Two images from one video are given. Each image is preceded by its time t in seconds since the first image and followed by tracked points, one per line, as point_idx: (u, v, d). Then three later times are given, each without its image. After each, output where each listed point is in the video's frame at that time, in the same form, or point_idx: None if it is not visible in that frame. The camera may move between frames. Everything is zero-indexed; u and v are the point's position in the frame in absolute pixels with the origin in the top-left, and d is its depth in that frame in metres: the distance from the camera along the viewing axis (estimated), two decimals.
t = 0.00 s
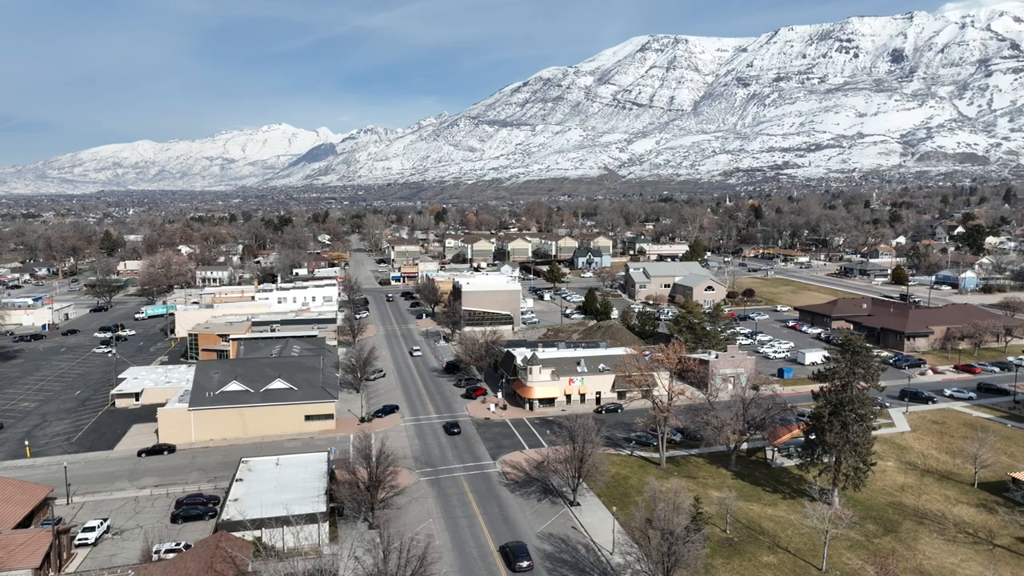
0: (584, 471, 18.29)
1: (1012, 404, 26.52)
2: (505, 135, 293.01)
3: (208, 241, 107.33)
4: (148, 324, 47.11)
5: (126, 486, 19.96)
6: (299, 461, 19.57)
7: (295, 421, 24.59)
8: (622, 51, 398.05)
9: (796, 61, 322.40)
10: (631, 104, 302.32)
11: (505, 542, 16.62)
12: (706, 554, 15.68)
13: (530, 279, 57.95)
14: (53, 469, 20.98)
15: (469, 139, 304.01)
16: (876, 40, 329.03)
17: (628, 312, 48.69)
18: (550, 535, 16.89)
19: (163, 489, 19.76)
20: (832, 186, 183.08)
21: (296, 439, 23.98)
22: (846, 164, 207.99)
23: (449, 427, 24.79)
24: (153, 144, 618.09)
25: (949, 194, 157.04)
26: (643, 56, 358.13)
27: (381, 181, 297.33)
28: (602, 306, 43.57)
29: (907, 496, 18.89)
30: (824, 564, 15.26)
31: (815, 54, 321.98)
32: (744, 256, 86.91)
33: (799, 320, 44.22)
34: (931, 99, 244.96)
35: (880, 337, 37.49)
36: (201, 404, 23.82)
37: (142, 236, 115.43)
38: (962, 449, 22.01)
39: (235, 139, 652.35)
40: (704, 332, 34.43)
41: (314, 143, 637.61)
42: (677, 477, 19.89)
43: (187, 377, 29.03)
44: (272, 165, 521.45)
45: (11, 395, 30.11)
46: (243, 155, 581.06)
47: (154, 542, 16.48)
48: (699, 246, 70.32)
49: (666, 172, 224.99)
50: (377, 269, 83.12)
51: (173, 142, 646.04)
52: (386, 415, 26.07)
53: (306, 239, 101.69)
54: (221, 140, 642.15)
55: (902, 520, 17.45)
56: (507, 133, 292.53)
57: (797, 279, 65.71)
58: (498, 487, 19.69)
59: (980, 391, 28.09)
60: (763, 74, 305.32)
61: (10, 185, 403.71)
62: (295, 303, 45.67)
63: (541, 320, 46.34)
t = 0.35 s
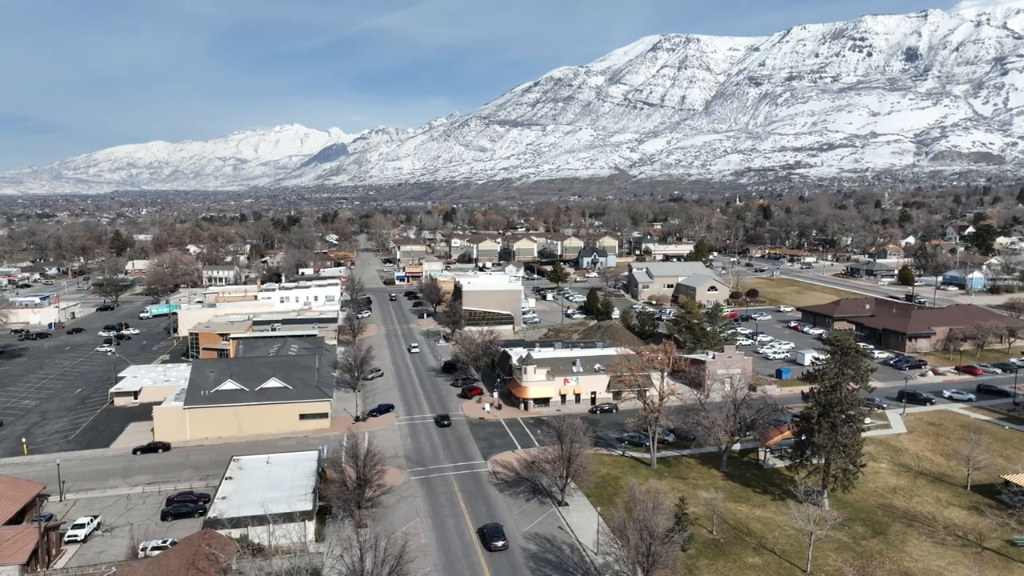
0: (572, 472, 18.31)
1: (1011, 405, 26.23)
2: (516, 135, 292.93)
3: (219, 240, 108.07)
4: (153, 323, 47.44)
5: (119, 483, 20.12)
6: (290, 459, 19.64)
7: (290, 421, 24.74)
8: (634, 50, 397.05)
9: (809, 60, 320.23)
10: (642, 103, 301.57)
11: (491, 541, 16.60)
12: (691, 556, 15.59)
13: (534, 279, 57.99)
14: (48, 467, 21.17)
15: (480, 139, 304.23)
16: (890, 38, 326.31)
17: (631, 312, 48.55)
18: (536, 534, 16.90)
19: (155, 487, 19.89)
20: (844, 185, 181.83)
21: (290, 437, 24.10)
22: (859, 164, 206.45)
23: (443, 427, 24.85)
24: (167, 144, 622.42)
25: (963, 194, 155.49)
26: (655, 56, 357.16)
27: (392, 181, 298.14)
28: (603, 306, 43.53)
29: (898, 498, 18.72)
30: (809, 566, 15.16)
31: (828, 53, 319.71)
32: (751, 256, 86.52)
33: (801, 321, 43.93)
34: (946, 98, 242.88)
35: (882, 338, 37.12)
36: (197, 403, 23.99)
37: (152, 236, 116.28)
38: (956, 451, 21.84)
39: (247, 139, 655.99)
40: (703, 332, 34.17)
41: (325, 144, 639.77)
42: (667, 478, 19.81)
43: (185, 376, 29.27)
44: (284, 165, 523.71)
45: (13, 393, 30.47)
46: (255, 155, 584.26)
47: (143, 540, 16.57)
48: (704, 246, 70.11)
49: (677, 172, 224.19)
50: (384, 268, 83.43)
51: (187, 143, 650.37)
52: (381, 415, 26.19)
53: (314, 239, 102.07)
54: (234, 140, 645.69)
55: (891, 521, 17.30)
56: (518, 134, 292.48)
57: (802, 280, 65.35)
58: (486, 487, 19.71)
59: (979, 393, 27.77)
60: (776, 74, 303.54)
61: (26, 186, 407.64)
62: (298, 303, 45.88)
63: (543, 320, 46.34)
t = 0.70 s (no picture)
0: (559, 471, 18.32)
1: (1011, 407, 25.93)
2: (527, 135, 292.75)
3: (228, 240, 108.66)
4: (157, 322, 47.82)
5: (113, 481, 20.29)
6: (280, 458, 19.74)
7: (284, 420, 24.88)
8: (645, 50, 396.11)
9: (821, 59, 318.08)
10: (654, 103, 300.79)
11: (477, 541, 16.65)
12: (676, 557, 15.56)
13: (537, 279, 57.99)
14: (45, 465, 21.41)
15: (491, 139, 304.32)
16: (904, 37, 323.70)
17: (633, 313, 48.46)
18: (521, 534, 16.93)
19: (149, 485, 20.07)
20: (856, 185, 180.57)
21: (284, 437, 24.23)
22: (872, 164, 205.02)
23: (436, 427, 24.86)
24: (181, 145, 626.48)
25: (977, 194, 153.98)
26: (666, 56, 356.08)
27: (402, 181, 298.88)
28: (604, 306, 43.47)
29: (889, 500, 18.59)
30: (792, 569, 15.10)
31: (841, 52, 317.36)
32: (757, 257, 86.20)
33: (803, 322, 43.65)
34: (961, 97, 240.74)
35: (883, 339, 36.78)
36: (192, 402, 24.17)
37: (162, 235, 117.00)
38: (952, 453, 21.63)
39: (260, 140, 659.35)
40: (702, 332, 33.94)
41: (337, 144, 641.90)
42: (657, 478, 19.75)
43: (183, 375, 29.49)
44: (296, 165, 526.01)
45: (15, 390, 30.82)
46: (268, 155, 587.21)
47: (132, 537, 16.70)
48: (709, 245, 69.85)
49: (688, 172, 223.38)
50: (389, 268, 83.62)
51: (200, 144, 654.62)
52: (376, 414, 26.28)
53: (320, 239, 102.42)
54: (246, 140, 649.20)
55: (879, 524, 17.19)
56: (528, 134, 292.31)
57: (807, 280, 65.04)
58: (476, 486, 19.73)
59: (979, 394, 27.50)
60: (788, 73, 301.70)
61: (43, 186, 411.54)
62: (300, 303, 46.11)
63: (544, 320, 46.35)
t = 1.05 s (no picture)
0: (546, 470, 18.37)
1: (1009, 409, 25.68)
2: (537, 135, 292.35)
3: (236, 239, 109.14)
4: (161, 322, 48.11)
5: (106, 479, 20.48)
6: (271, 457, 19.87)
7: (278, 418, 25.00)
8: (657, 49, 394.94)
9: (834, 58, 316.02)
10: (665, 103, 299.91)
11: (462, 541, 16.67)
12: (659, 557, 15.54)
13: (540, 279, 57.96)
14: (39, 462, 21.57)
15: (501, 139, 304.23)
16: (918, 35, 320.87)
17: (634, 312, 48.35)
18: (507, 534, 16.91)
19: (141, 482, 20.21)
20: (869, 185, 179.19)
21: (278, 435, 24.36)
22: (884, 163, 203.36)
23: (430, 427, 24.93)
24: (194, 146, 630.18)
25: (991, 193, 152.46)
26: (677, 55, 354.82)
27: (413, 181, 299.44)
28: (604, 306, 43.41)
29: (880, 502, 18.44)
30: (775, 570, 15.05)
31: (854, 51, 315.21)
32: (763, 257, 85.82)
33: (805, 322, 43.48)
34: (975, 96, 238.91)
35: (884, 339, 36.49)
36: (187, 400, 24.35)
37: (172, 235, 117.66)
38: (946, 454, 21.42)
39: (272, 140, 662.41)
40: (700, 332, 33.76)
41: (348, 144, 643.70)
42: (646, 479, 19.69)
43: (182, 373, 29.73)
44: (308, 165, 528.09)
45: (17, 389, 31.12)
46: (280, 155, 589.67)
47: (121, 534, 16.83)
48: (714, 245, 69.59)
49: (699, 172, 222.42)
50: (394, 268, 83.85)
51: (213, 145, 658.68)
52: (371, 413, 26.38)
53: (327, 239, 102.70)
54: (258, 140, 652.41)
55: (868, 527, 17.06)
56: (539, 134, 291.97)
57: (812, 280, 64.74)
58: (464, 485, 19.81)
59: (978, 396, 27.25)
60: (800, 72, 299.82)
61: (58, 187, 414.69)
62: (302, 302, 46.31)
63: (545, 320, 46.34)
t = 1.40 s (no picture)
0: (533, 469, 18.39)
1: (1007, 411, 25.42)
2: (548, 135, 291.86)
3: (245, 239, 109.70)
4: (165, 321, 48.52)
5: (100, 476, 20.66)
6: (262, 455, 19.98)
7: (273, 417, 25.12)
8: (668, 48, 393.49)
9: (847, 56, 313.59)
10: (676, 103, 298.80)
11: (447, 540, 16.71)
12: (642, 557, 15.52)
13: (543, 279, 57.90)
14: (36, 460, 21.81)
15: (512, 139, 304.07)
16: (933, 34, 318.09)
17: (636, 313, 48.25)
18: (492, 534, 16.94)
19: (135, 480, 20.41)
20: (881, 185, 177.88)
21: (273, 434, 24.52)
22: (898, 163, 201.80)
23: (424, 426, 24.97)
24: (207, 146, 634.12)
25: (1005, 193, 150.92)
26: (689, 54, 353.35)
27: (424, 181, 300.06)
28: (605, 307, 43.37)
29: (870, 504, 18.32)
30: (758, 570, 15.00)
31: (867, 49, 312.79)
32: (770, 257, 85.37)
33: (807, 323, 43.24)
34: (991, 95, 236.18)
35: (885, 340, 36.21)
36: (183, 399, 24.55)
37: (181, 235, 118.43)
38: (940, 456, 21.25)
39: (284, 141, 665.41)
40: (699, 333, 33.67)
41: (359, 144, 645.70)
42: (636, 480, 19.65)
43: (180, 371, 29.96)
44: (319, 166, 530.23)
45: (19, 386, 31.50)
46: (291, 155, 591.98)
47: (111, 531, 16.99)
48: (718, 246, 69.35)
49: (710, 172, 221.57)
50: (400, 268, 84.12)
51: (226, 145, 662.75)
52: (366, 413, 26.49)
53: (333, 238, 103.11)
54: (270, 139, 655.28)
55: (855, 529, 16.97)
56: (550, 134, 291.65)
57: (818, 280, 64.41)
58: (453, 484, 19.82)
59: (976, 397, 27.02)
60: (813, 71, 297.84)
61: (74, 188, 418.34)
62: (305, 302, 46.53)
63: (546, 320, 46.33)
